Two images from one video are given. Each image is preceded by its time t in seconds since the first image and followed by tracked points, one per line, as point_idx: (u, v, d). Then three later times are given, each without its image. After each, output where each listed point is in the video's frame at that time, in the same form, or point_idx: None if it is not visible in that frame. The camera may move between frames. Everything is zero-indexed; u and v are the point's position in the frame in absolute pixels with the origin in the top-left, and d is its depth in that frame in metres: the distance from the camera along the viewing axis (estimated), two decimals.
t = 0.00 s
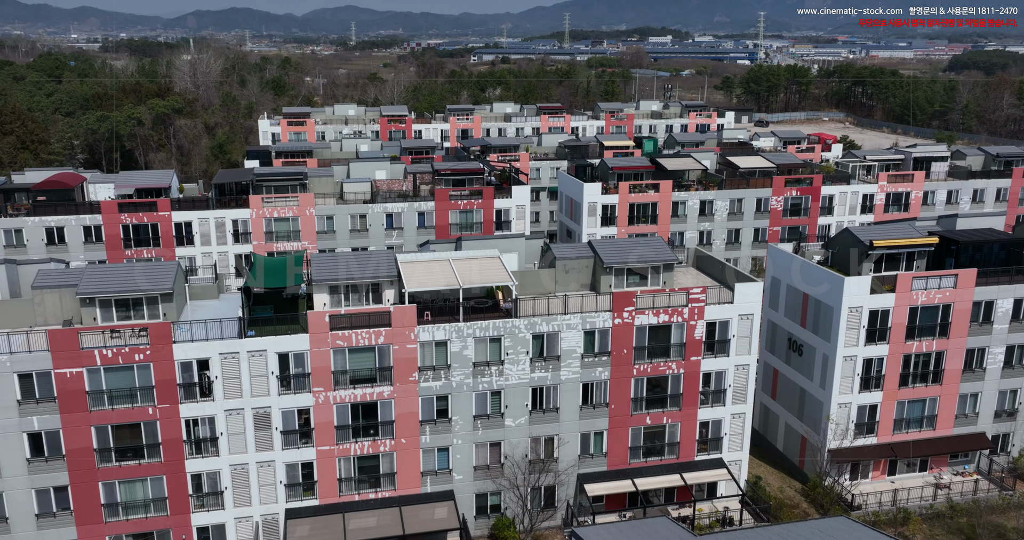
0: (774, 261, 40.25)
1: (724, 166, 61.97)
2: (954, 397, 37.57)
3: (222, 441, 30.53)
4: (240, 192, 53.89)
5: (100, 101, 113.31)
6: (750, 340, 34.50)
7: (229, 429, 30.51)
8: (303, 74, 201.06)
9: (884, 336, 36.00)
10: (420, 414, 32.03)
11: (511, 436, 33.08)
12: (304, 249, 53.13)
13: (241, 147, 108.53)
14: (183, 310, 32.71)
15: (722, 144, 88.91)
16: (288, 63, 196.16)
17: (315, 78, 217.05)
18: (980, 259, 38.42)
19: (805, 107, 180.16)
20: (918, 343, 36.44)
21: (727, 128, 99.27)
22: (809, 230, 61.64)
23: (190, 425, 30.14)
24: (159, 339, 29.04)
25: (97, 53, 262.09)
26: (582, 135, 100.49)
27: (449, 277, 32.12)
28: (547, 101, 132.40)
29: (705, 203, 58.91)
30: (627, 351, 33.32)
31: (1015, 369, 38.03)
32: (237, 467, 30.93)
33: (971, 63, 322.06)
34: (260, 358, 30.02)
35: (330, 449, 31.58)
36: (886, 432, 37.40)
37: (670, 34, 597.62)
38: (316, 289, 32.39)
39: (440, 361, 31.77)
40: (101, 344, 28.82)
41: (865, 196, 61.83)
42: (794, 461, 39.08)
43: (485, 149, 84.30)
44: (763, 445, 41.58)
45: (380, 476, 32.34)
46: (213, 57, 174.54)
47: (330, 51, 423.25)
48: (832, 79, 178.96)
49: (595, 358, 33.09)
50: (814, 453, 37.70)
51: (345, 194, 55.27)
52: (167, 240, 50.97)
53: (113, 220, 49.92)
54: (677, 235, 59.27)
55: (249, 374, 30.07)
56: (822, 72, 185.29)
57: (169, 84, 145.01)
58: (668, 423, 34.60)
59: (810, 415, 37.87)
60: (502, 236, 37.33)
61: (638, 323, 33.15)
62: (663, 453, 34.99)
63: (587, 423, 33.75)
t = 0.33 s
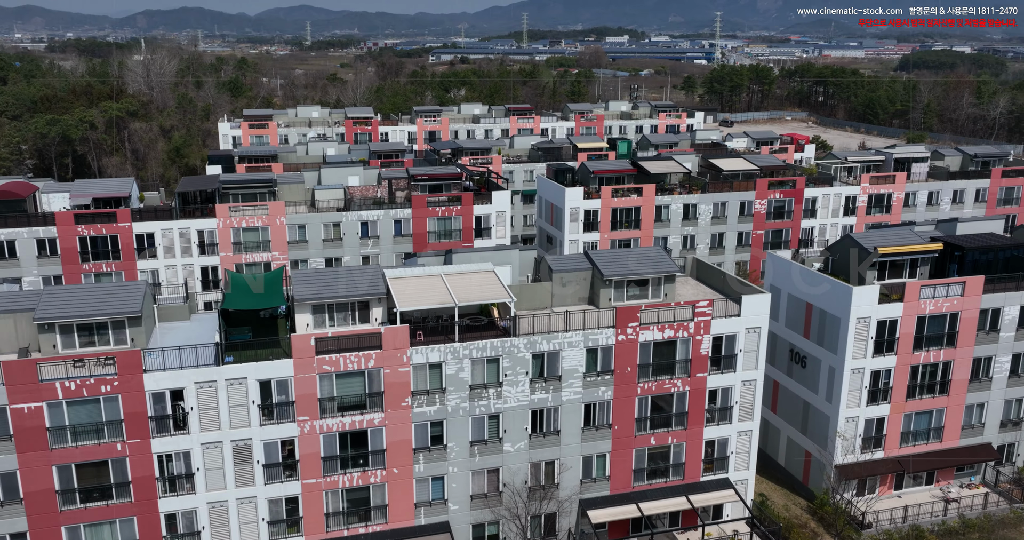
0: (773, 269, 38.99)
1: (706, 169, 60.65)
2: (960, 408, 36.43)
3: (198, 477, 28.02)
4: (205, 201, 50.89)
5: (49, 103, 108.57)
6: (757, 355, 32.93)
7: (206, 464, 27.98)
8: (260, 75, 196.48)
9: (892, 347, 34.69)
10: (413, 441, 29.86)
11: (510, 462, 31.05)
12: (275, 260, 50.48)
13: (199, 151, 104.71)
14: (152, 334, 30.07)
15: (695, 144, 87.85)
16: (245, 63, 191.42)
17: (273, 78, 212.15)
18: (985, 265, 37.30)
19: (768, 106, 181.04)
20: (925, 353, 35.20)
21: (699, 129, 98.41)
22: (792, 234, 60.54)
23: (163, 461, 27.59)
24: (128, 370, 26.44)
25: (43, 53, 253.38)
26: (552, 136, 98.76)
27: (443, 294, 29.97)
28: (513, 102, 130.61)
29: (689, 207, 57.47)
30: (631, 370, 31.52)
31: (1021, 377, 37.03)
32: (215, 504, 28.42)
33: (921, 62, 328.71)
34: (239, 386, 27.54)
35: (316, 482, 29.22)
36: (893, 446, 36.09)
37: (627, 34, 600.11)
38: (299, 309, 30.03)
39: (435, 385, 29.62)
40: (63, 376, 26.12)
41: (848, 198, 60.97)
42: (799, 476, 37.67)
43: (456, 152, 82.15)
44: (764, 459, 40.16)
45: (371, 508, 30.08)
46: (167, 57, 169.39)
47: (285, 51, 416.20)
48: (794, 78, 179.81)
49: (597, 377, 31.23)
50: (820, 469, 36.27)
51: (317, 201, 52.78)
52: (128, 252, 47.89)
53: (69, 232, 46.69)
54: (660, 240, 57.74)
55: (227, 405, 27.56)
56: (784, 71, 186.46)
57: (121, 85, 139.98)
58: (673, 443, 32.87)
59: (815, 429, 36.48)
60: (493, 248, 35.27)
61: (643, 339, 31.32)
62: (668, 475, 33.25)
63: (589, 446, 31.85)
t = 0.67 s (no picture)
0: (775, 278, 37.60)
1: (691, 171, 59.23)
2: (971, 419, 35.28)
3: (176, 520, 25.50)
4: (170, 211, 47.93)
5: None
6: (768, 371, 31.34)
7: (185, 505, 25.47)
8: (218, 76, 191.77)
9: (904, 359, 33.37)
10: (410, 473, 27.69)
11: (513, 491, 29.04)
12: (246, 272, 47.72)
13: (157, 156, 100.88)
14: (121, 362, 27.42)
15: (670, 145, 86.68)
16: (202, 64, 186.61)
17: (231, 79, 207.32)
18: (993, 272, 36.16)
19: (733, 106, 181.37)
20: (937, 365, 33.94)
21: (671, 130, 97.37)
22: (777, 237, 59.29)
23: (137, 503, 25.05)
24: (97, 405, 23.88)
25: None
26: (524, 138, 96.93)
27: (440, 313, 27.85)
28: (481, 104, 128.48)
29: (674, 211, 55.93)
30: (639, 390, 29.70)
31: None
32: None
33: (874, 62, 334.19)
34: (221, 420, 25.09)
35: (305, 520, 26.94)
36: (904, 460, 34.81)
37: (586, 34, 601.30)
38: (284, 331, 27.66)
39: (433, 412, 27.49)
40: (23, 414, 23.49)
41: (832, 201, 60.04)
42: (807, 493, 36.23)
43: (427, 156, 79.78)
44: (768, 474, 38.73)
45: None
46: (120, 58, 164.21)
47: (242, 51, 408.64)
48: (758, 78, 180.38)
49: (605, 399, 29.34)
50: (830, 486, 34.86)
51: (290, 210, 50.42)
52: (88, 267, 44.86)
53: (23, 246, 43.64)
54: (645, 246, 56.12)
55: (207, 441, 25.09)
56: (747, 71, 186.99)
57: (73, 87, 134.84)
58: (682, 465, 31.11)
59: (823, 445, 35.07)
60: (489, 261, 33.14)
61: (652, 357, 29.53)
62: (677, 499, 31.49)
63: (595, 471, 29.96)
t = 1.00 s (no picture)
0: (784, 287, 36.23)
1: (678, 175, 57.73)
2: (986, 433, 34.10)
3: None
4: (137, 223, 45.06)
5: None
6: (786, 389, 29.74)
7: None
8: (176, 76, 186.65)
9: (922, 373, 32.01)
10: (413, 509, 25.55)
11: (522, 524, 27.04)
12: (219, 286, 45.02)
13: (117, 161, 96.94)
14: (91, 396, 24.80)
15: (649, 147, 85.25)
16: (160, 64, 181.53)
17: (190, 79, 202.01)
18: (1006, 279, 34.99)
19: (701, 106, 181.06)
20: (954, 378, 32.64)
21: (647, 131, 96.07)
22: (766, 241, 58.01)
23: None
24: (67, 448, 21.37)
25: None
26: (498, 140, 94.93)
27: (444, 335, 25.74)
28: (451, 104, 126.22)
29: (663, 216, 54.34)
30: (654, 413, 27.88)
31: None
32: None
33: (833, 61, 338.16)
34: (206, 459, 22.70)
35: None
36: (921, 476, 33.50)
37: (548, 33, 600.65)
38: (272, 357, 25.37)
39: (438, 443, 25.37)
40: None
41: (821, 203, 58.95)
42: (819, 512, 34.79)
43: (401, 159, 77.29)
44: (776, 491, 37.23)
45: None
46: (75, 58, 158.80)
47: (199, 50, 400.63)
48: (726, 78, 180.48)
49: (618, 423, 27.46)
50: (845, 505, 33.43)
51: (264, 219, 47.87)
52: (48, 283, 41.78)
53: None
54: (634, 252, 54.45)
55: (191, 482, 22.68)
56: (714, 71, 186.92)
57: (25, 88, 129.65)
58: (698, 490, 29.37)
59: (837, 462, 33.62)
60: (489, 276, 31.03)
61: (667, 378, 27.74)
62: (693, 526, 29.72)
63: (608, 500, 28.06)
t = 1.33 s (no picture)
0: (797, 297, 34.69)
1: (669, 178, 56.19)
2: (1009, 447, 32.81)
3: None
4: (105, 234, 42.17)
5: None
6: (812, 408, 28.12)
7: None
8: (136, 77, 181.27)
9: (947, 387, 30.59)
10: None
11: None
12: (195, 301, 42.36)
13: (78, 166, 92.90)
14: (64, 437, 22.30)
15: (630, 148, 83.73)
16: (120, 64, 176.26)
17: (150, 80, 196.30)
18: None
19: (672, 106, 180.67)
20: (978, 392, 31.29)
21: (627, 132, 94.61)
22: (759, 246, 56.65)
23: None
24: (39, 500, 18.95)
25: None
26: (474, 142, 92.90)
27: (454, 360, 23.64)
28: (424, 106, 123.65)
29: (656, 220, 52.72)
30: (677, 437, 26.09)
31: None
32: None
33: (796, 59, 341.29)
34: (197, 506, 20.36)
35: None
36: (944, 494, 32.12)
37: (513, 34, 598.06)
38: (266, 389, 23.07)
39: (450, 479, 23.28)
40: None
41: (813, 206, 57.77)
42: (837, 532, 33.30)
43: (379, 163, 74.79)
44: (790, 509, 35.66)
45: None
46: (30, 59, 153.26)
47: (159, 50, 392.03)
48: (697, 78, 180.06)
49: (640, 450, 25.60)
50: (867, 526, 31.97)
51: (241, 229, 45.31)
52: (9, 300, 38.67)
53: None
54: (627, 258, 52.68)
55: (181, 532, 20.31)
56: (685, 70, 186.59)
57: None
58: (721, 518, 27.61)
59: (858, 481, 32.11)
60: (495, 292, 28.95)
61: (691, 401, 25.92)
62: None
63: (629, 532, 26.23)
